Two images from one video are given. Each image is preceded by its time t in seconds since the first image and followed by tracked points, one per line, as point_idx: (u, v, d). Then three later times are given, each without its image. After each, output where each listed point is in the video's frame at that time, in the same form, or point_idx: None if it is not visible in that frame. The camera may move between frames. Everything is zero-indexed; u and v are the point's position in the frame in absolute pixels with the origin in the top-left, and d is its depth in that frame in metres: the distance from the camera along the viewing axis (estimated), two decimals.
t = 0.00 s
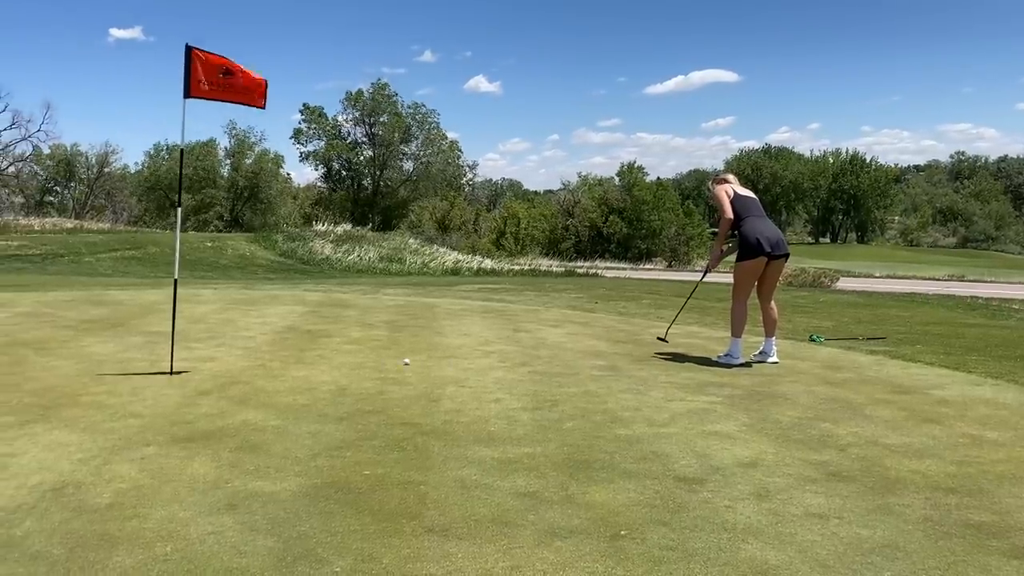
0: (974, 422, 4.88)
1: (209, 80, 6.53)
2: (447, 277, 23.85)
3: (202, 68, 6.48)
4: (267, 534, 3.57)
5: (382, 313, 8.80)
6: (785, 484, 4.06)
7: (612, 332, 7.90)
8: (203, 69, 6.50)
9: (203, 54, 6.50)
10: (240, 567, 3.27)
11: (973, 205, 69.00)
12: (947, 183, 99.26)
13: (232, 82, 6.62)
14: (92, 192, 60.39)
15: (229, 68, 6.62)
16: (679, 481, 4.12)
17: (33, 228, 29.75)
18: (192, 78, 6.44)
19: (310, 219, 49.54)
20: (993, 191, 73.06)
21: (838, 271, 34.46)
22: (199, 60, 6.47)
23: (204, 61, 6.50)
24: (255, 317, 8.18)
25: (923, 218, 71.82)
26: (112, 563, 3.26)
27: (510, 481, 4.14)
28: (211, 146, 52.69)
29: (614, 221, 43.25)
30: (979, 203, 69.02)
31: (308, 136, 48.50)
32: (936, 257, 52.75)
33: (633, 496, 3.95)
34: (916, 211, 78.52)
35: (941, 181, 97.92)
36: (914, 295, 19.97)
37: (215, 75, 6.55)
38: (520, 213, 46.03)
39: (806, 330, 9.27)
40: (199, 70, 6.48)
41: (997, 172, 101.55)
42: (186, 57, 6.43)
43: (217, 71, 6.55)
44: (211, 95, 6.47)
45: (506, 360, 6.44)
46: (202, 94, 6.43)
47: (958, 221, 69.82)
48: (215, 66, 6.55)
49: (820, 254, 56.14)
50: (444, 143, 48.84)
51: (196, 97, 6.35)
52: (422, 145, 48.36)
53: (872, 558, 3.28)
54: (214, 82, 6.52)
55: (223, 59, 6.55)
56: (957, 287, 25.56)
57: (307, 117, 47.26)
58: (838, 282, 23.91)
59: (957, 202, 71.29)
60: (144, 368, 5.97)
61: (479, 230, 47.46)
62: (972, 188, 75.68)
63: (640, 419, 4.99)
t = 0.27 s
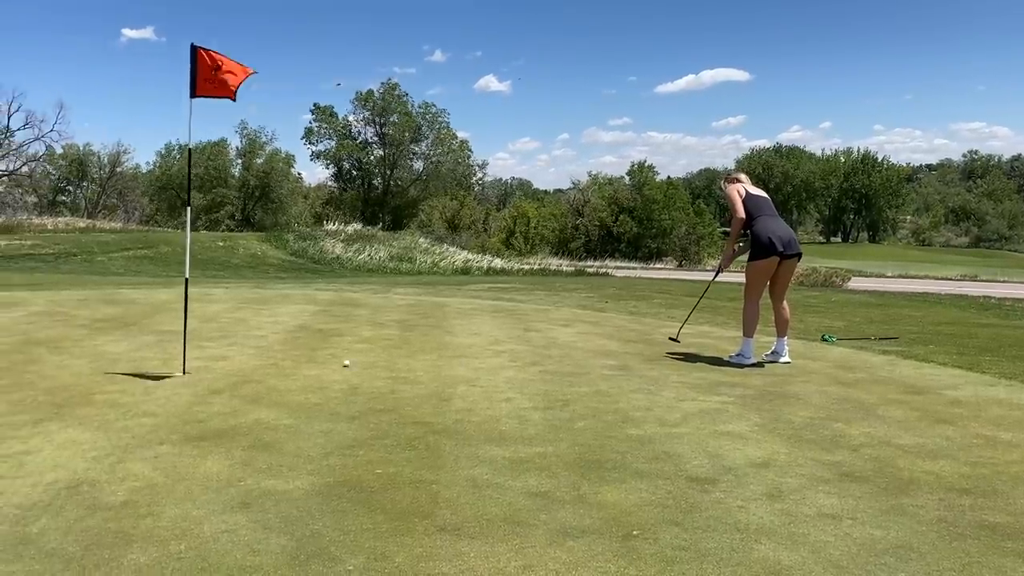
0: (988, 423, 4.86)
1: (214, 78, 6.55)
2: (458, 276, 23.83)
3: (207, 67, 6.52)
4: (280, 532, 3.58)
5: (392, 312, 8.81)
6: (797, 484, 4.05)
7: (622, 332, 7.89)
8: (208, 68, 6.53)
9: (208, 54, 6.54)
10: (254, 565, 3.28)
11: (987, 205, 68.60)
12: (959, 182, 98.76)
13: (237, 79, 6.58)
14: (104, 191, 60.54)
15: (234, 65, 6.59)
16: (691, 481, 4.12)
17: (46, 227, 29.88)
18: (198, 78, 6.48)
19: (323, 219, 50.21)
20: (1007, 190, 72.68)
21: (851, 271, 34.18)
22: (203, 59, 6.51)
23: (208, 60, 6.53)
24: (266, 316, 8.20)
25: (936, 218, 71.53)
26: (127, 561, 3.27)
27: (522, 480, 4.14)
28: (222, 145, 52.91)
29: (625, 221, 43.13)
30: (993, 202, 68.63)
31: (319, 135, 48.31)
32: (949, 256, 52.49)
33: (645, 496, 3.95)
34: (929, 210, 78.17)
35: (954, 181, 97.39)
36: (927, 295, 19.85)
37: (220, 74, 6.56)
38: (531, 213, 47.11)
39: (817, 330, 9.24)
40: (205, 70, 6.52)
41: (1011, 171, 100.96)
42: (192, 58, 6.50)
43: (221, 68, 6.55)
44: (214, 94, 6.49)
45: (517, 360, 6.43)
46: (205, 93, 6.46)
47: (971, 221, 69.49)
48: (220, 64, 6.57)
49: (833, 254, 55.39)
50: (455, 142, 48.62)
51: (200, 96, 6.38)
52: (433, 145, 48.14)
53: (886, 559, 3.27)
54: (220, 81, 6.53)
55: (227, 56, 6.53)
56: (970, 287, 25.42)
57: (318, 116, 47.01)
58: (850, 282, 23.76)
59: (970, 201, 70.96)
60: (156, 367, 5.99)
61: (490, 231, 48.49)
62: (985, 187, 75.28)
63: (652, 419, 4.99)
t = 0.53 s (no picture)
0: (1004, 424, 4.84)
1: (233, 80, 6.57)
2: (470, 276, 23.86)
3: (226, 69, 6.54)
4: (294, 531, 3.59)
5: (405, 312, 8.82)
6: (811, 485, 4.04)
7: (634, 332, 7.89)
8: (227, 70, 6.55)
9: (227, 56, 6.56)
10: (269, 564, 3.29)
11: (1001, 205, 68.33)
12: (973, 182, 98.41)
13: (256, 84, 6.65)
14: (117, 192, 60.79)
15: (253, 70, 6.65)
16: (705, 481, 4.11)
17: (60, 226, 30.05)
18: (217, 79, 6.50)
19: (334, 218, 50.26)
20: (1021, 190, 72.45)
21: (863, 271, 34.16)
22: (223, 61, 6.53)
23: (228, 63, 6.56)
24: (279, 316, 8.22)
25: (949, 218, 71.39)
26: (143, 559, 3.29)
27: (536, 480, 4.14)
28: (234, 146, 52.94)
29: (636, 220, 43.31)
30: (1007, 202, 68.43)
31: (332, 135, 48.66)
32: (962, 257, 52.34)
33: (659, 496, 3.95)
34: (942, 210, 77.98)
35: (967, 181, 96.99)
36: (941, 296, 19.77)
37: (239, 77, 6.59)
38: (542, 213, 46.19)
39: (831, 330, 9.21)
40: (224, 71, 6.54)
41: None
42: (211, 57, 6.48)
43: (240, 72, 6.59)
44: (233, 97, 6.53)
45: (530, 360, 6.44)
46: (224, 95, 6.49)
47: (984, 220, 69.29)
48: (239, 67, 6.59)
49: (845, 254, 55.21)
50: (466, 142, 48.83)
51: (219, 97, 6.41)
52: (444, 145, 48.32)
53: (903, 560, 3.25)
54: (238, 84, 6.57)
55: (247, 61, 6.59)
56: (982, 287, 25.35)
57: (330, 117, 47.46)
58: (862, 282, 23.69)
59: (984, 201, 70.78)
60: (171, 366, 6.02)
61: (500, 230, 48.27)
62: (999, 187, 75.04)
63: (665, 419, 4.98)
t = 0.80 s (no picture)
0: (1019, 426, 4.81)
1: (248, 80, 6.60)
2: (482, 276, 23.87)
3: (240, 68, 6.58)
4: (308, 530, 3.60)
5: (417, 312, 8.84)
6: (825, 486, 4.02)
7: (647, 332, 7.88)
8: (241, 70, 6.58)
9: (241, 55, 6.59)
10: (283, 562, 3.30)
11: (1016, 205, 67.86)
12: (988, 182, 97.76)
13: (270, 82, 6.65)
14: (131, 192, 61.05)
15: (267, 68, 6.65)
16: (719, 482, 4.10)
17: (75, 225, 30.23)
18: (232, 79, 6.54)
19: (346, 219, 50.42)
20: None
21: (875, 271, 34.01)
22: (237, 61, 6.55)
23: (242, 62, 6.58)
24: (292, 315, 8.26)
25: (964, 218, 71.11)
26: (158, 557, 3.31)
27: (548, 480, 4.14)
28: (247, 146, 53.06)
29: (648, 220, 43.32)
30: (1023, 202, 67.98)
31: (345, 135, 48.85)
32: (977, 257, 52.06)
33: (672, 497, 3.94)
34: (957, 211, 77.57)
35: (983, 181, 96.33)
36: (956, 296, 19.67)
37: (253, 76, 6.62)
38: (553, 213, 45.93)
39: (844, 331, 9.18)
40: (239, 71, 6.57)
41: None
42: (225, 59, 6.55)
43: (255, 71, 6.61)
44: (248, 95, 6.54)
45: (541, 360, 6.44)
46: (238, 95, 6.52)
47: (1000, 221, 68.85)
48: (253, 66, 6.62)
49: (858, 254, 55.47)
50: (478, 142, 48.88)
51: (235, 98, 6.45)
52: (456, 145, 48.34)
53: (917, 562, 3.24)
54: (253, 83, 6.59)
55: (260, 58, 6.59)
56: (996, 288, 25.23)
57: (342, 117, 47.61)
58: (876, 283, 23.58)
59: (999, 201, 70.36)
60: (184, 365, 6.05)
61: (511, 230, 49.03)
62: (1015, 187, 74.54)
63: (678, 419, 4.97)
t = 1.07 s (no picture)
0: None
1: (258, 79, 6.62)
2: (494, 276, 23.90)
3: (250, 69, 6.59)
4: (320, 529, 3.61)
5: (429, 311, 8.86)
6: (838, 488, 4.00)
7: (659, 333, 7.87)
8: (251, 70, 6.60)
9: (251, 56, 6.60)
10: (295, 561, 3.31)
11: None
12: (1003, 182, 97.17)
13: (280, 83, 6.69)
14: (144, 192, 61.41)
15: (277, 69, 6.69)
16: (731, 483, 4.09)
17: (90, 225, 30.48)
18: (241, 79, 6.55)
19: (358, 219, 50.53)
20: None
21: (889, 271, 33.88)
22: (247, 61, 6.57)
23: (252, 62, 6.60)
24: (305, 314, 8.29)
25: (978, 218, 70.73)
26: (171, 554, 3.32)
27: (560, 480, 4.14)
28: (260, 146, 53.32)
29: (661, 220, 43.36)
30: None
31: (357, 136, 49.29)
32: (992, 258, 51.78)
33: (683, 497, 3.93)
34: (972, 211, 77.09)
35: (998, 181, 95.72)
36: (971, 297, 19.56)
37: (263, 76, 6.64)
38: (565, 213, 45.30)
39: (857, 332, 9.13)
40: (249, 71, 6.59)
41: None
42: (236, 58, 6.55)
43: (264, 71, 6.63)
44: (259, 96, 6.57)
45: (553, 360, 6.44)
46: (249, 95, 6.54)
47: (1015, 221, 68.43)
48: (263, 66, 6.64)
49: (872, 254, 55.74)
50: (490, 143, 49.02)
51: (246, 98, 6.46)
52: (469, 145, 48.47)
53: (931, 564, 3.22)
54: (263, 84, 6.62)
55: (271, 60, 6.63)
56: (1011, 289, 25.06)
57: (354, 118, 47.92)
58: (889, 284, 23.47)
59: (1015, 201, 69.92)
60: (198, 364, 6.08)
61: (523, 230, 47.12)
62: None
63: (690, 420, 4.96)
